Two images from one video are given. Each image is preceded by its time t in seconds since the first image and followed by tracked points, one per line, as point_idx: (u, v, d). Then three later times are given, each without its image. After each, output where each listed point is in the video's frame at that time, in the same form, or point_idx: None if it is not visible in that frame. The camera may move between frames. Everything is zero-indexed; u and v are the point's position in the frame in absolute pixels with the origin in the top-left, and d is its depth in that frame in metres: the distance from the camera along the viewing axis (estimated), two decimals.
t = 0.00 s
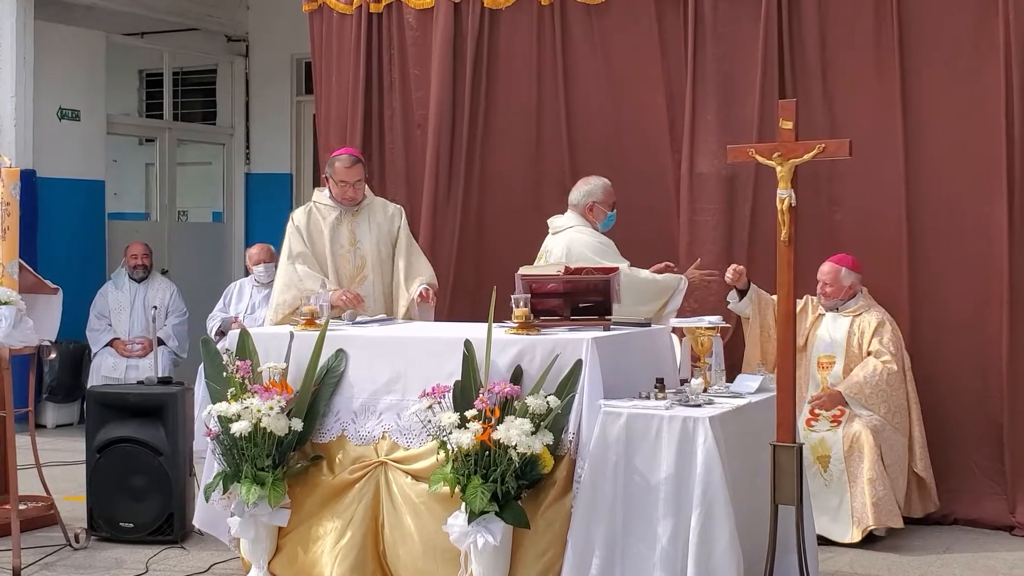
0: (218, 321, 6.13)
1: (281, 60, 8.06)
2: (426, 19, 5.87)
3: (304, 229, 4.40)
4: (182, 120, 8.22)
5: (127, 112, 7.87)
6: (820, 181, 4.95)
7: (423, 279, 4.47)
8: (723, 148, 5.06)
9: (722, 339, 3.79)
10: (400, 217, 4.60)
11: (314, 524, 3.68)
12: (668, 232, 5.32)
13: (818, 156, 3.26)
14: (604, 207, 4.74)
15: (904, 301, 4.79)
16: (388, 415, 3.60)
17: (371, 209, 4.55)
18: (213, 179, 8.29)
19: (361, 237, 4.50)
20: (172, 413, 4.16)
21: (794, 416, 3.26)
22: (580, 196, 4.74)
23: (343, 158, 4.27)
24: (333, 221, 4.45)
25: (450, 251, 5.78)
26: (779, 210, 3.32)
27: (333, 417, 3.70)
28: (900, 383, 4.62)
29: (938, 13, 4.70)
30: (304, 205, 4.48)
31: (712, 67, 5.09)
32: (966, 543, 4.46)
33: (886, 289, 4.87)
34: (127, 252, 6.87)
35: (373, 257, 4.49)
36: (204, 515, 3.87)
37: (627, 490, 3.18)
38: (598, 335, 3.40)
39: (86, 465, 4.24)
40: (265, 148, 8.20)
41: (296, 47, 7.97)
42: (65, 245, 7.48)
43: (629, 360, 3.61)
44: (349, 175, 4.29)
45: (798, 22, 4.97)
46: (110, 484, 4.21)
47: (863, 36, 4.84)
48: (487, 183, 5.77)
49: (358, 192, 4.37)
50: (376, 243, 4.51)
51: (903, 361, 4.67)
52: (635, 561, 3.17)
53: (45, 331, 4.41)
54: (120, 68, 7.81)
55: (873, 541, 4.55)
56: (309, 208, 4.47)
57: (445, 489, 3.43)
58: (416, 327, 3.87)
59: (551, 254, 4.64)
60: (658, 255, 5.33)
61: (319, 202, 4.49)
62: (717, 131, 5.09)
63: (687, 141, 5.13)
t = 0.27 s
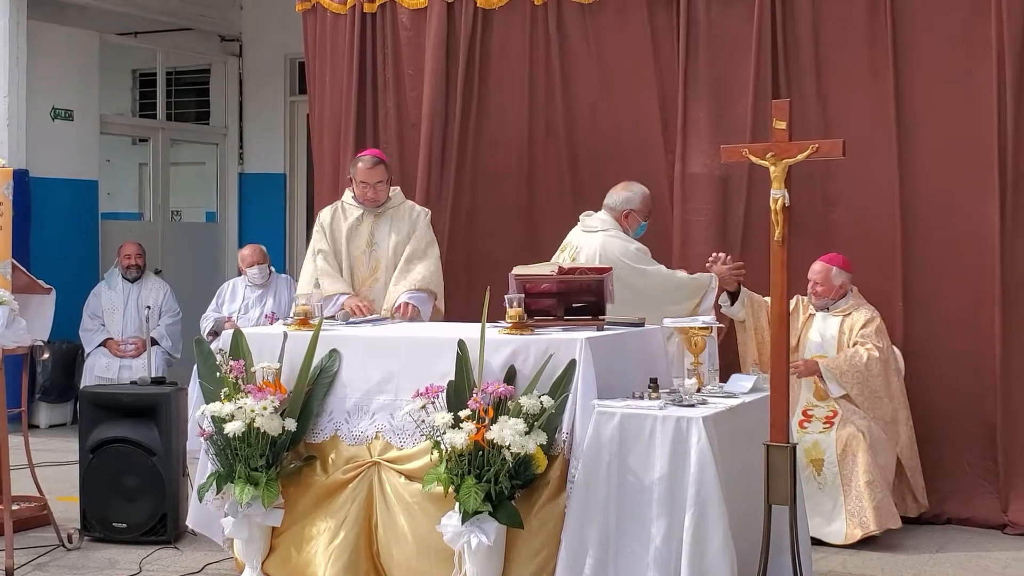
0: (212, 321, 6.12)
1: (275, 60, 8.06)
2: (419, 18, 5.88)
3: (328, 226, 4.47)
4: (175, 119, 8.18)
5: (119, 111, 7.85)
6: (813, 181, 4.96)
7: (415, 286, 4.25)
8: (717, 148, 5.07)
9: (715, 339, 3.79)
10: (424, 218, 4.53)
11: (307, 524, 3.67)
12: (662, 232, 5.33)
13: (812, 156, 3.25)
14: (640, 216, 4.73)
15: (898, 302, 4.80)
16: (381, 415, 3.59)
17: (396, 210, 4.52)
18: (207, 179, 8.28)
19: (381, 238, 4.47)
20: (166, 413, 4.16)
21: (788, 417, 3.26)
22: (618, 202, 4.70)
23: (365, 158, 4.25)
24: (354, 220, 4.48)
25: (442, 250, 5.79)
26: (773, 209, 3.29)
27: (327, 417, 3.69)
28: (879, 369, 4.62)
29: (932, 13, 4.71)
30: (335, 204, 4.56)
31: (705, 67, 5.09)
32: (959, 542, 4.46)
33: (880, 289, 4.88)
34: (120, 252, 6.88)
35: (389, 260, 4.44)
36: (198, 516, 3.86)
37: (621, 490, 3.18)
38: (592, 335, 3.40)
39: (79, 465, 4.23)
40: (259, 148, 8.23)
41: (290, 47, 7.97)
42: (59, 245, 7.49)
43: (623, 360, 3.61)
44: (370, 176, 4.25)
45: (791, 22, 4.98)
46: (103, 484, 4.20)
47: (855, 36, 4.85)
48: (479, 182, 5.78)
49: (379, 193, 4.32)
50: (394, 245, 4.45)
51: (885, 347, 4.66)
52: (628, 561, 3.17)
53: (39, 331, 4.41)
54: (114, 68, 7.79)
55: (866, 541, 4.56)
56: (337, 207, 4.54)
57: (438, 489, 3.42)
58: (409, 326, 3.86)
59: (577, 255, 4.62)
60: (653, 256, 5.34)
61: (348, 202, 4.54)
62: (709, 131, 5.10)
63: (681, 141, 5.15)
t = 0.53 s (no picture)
0: (205, 321, 6.13)
1: (269, 60, 8.05)
2: (413, 19, 5.88)
3: (344, 225, 4.35)
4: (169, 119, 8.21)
5: (112, 111, 7.85)
6: (806, 181, 4.97)
7: (409, 286, 4.09)
8: (710, 148, 5.08)
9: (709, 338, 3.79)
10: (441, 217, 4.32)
11: (301, 524, 3.67)
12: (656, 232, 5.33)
13: (806, 156, 3.23)
14: (644, 219, 4.77)
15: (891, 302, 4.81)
16: (375, 415, 3.58)
17: (412, 208, 4.33)
18: (200, 179, 8.28)
19: (394, 237, 4.30)
20: (159, 413, 4.16)
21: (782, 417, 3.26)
22: (624, 204, 4.74)
23: (379, 157, 4.09)
24: (369, 219, 4.33)
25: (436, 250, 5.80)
26: (767, 209, 3.27)
27: (321, 417, 3.69)
28: (858, 360, 4.62)
29: (924, 14, 4.72)
30: (356, 202, 4.44)
31: (699, 67, 5.10)
32: (952, 541, 4.47)
33: (874, 289, 4.89)
34: (114, 252, 6.86)
35: (399, 258, 4.26)
36: (192, 516, 3.86)
37: (615, 490, 3.18)
38: (586, 335, 3.40)
39: (73, 465, 4.23)
40: (252, 148, 8.21)
41: (283, 46, 7.96)
42: (52, 245, 7.48)
43: (617, 360, 3.61)
44: (383, 176, 4.09)
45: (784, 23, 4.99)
46: (97, 485, 4.20)
47: (848, 37, 4.86)
48: (472, 182, 5.79)
49: (393, 193, 4.14)
50: (406, 243, 4.27)
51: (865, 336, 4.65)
52: (622, 562, 3.16)
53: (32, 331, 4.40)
54: (107, 67, 7.79)
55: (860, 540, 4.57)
56: (357, 206, 4.41)
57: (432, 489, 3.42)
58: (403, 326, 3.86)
59: (581, 253, 4.67)
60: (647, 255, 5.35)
61: (367, 200, 4.40)
62: (702, 131, 5.10)
63: (673, 141, 5.15)
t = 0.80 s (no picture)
0: (200, 321, 6.12)
1: (265, 59, 8.05)
2: (408, 18, 5.87)
3: (343, 226, 4.37)
4: (165, 118, 8.19)
5: (108, 111, 7.84)
6: (802, 181, 4.98)
7: (407, 283, 4.07)
8: (706, 148, 5.08)
9: (705, 339, 3.79)
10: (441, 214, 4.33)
11: (297, 525, 3.67)
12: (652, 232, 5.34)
13: (802, 156, 3.22)
14: (650, 224, 4.81)
15: (888, 302, 4.81)
16: (371, 415, 3.58)
17: (411, 207, 4.33)
18: (196, 178, 8.27)
19: (392, 236, 4.30)
20: (155, 413, 4.16)
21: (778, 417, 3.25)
22: (632, 207, 4.77)
23: (374, 156, 4.07)
24: (368, 218, 4.35)
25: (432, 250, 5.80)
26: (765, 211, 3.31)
27: (317, 417, 3.68)
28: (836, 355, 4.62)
29: (921, 14, 4.73)
30: (357, 203, 4.46)
31: (694, 67, 5.10)
32: (949, 541, 4.48)
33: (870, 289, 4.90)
34: (110, 252, 6.86)
35: (399, 258, 4.26)
36: (188, 516, 3.85)
37: (611, 490, 3.18)
38: (582, 335, 3.40)
39: (68, 465, 4.23)
40: (248, 147, 8.20)
41: (280, 46, 7.95)
42: (48, 244, 7.47)
43: (613, 360, 3.61)
44: (378, 175, 4.07)
45: (780, 22, 5.00)
46: (93, 485, 4.20)
47: (843, 37, 4.87)
48: (468, 182, 5.79)
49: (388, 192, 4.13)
50: (405, 242, 4.27)
51: (839, 327, 4.63)
52: (618, 562, 3.16)
53: (28, 331, 4.40)
54: (103, 67, 7.79)
55: (856, 540, 4.57)
56: (357, 206, 4.43)
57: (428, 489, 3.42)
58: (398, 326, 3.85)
59: (586, 253, 4.71)
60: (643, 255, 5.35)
61: (367, 200, 4.42)
62: (698, 131, 5.10)
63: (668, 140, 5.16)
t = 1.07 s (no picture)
0: (197, 321, 6.12)
1: (262, 59, 8.04)
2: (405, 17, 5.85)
3: (334, 227, 4.36)
4: (162, 118, 8.17)
5: (105, 110, 7.84)
6: (799, 181, 4.98)
7: (420, 272, 4.01)
8: (703, 149, 5.08)
9: (702, 338, 3.78)
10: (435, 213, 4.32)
11: (294, 526, 3.66)
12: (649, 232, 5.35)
13: (799, 156, 3.21)
14: (648, 224, 4.81)
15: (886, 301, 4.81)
16: (369, 415, 3.57)
17: (402, 206, 4.32)
18: (194, 178, 8.26)
19: (385, 235, 4.28)
20: (152, 413, 4.15)
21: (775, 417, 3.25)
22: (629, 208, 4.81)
23: (363, 155, 4.04)
24: (359, 218, 4.34)
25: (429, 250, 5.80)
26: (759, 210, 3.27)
27: (315, 417, 3.67)
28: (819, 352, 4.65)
29: (917, 14, 4.73)
30: (346, 205, 4.45)
31: (691, 67, 5.10)
32: (946, 541, 4.48)
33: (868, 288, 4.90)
34: (107, 253, 6.88)
35: (394, 257, 4.24)
36: (185, 516, 3.85)
37: (608, 490, 3.17)
38: (579, 335, 3.39)
39: (65, 465, 4.22)
40: (245, 146, 8.19)
41: (277, 46, 7.94)
42: (45, 243, 7.46)
43: (611, 360, 3.61)
44: (368, 175, 4.05)
45: (777, 22, 5.00)
46: (90, 485, 4.19)
47: (840, 38, 4.87)
48: (465, 182, 5.78)
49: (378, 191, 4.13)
50: (399, 240, 4.25)
51: (815, 326, 4.66)
52: (615, 562, 3.16)
53: (24, 331, 4.39)
54: (100, 67, 7.78)
55: (853, 540, 4.57)
56: (347, 207, 4.42)
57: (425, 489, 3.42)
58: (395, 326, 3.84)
59: (582, 253, 4.70)
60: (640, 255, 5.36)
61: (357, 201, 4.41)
62: (695, 131, 5.10)
63: (664, 140, 5.15)
